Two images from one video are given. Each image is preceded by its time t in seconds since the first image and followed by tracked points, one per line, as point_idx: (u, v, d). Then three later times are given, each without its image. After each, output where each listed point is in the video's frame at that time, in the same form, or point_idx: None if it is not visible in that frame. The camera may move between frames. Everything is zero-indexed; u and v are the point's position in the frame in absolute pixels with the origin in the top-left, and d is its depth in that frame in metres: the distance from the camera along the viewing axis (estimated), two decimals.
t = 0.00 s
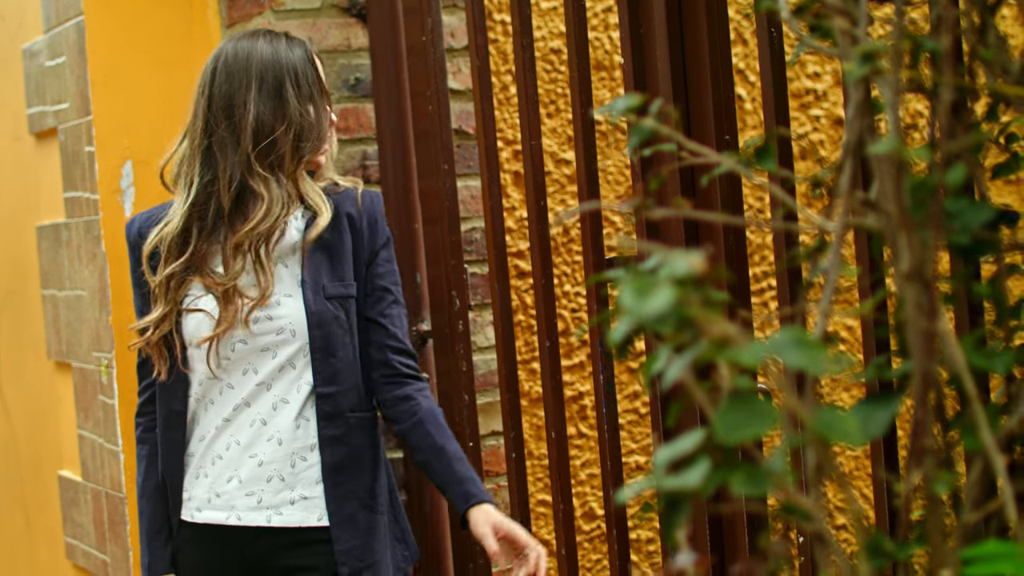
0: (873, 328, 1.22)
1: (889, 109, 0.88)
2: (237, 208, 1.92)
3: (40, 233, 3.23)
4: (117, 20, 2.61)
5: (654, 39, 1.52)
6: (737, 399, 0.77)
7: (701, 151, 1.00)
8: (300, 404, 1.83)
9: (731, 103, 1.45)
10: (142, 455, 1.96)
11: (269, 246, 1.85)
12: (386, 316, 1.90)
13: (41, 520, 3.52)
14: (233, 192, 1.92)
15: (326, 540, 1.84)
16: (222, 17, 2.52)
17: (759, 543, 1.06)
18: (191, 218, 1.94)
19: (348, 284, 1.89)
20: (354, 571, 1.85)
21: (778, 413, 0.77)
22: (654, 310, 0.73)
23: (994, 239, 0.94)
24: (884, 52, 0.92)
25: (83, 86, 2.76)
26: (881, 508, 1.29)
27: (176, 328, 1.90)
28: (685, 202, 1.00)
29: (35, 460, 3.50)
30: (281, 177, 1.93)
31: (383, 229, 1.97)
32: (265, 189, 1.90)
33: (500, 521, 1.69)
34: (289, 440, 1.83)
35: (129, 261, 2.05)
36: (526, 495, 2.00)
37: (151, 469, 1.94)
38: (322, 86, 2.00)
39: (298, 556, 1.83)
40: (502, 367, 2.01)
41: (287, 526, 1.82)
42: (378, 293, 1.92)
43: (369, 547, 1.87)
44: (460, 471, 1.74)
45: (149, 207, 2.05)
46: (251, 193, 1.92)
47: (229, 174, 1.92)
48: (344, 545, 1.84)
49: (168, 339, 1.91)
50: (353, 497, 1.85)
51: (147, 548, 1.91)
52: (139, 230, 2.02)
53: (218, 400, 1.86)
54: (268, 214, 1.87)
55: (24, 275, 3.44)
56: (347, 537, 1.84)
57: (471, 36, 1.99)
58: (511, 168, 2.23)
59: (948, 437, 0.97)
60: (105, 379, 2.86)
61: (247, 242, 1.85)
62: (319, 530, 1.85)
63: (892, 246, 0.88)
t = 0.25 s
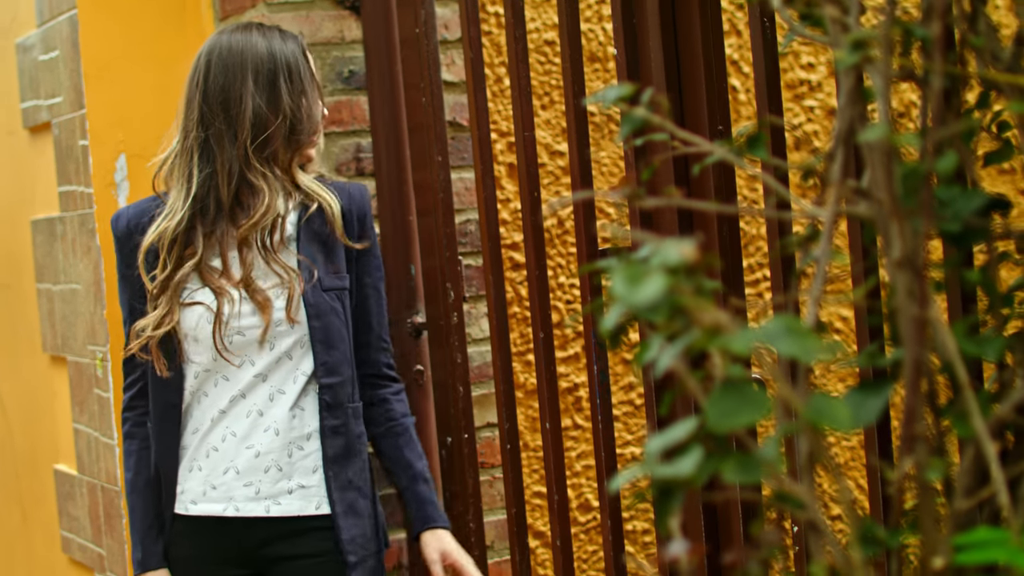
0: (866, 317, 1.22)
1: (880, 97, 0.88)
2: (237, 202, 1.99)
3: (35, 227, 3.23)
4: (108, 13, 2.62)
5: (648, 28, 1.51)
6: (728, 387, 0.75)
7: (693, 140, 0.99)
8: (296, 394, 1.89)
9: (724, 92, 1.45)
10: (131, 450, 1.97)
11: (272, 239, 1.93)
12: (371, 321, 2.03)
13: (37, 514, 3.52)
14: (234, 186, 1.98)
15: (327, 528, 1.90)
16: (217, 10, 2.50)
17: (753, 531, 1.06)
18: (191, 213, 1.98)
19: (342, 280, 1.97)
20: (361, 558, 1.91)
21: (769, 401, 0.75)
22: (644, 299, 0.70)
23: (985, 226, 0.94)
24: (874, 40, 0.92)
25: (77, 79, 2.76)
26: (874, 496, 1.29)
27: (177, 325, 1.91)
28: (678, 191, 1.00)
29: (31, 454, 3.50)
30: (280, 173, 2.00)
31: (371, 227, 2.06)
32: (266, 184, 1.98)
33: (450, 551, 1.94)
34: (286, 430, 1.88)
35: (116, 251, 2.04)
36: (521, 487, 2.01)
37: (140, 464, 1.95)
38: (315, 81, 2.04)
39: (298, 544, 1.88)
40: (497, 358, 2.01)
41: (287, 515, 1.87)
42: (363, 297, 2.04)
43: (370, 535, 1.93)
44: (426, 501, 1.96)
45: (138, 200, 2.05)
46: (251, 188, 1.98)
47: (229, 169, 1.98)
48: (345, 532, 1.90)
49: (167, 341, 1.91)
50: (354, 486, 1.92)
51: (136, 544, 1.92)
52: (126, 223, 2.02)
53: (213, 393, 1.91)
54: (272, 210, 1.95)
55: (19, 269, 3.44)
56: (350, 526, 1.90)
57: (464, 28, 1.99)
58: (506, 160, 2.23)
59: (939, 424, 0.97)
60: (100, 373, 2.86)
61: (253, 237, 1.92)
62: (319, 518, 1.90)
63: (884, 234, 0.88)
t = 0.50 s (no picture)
0: (859, 310, 1.22)
1: (871, 89, 0.88)
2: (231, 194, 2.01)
3: (29, 221, 3.23)
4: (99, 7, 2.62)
5: (642, 21, 1.51)
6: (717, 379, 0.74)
7: (686, 133, 0.99)
8: (292, 386, 1.92)
9: (718, 85, 1.45)
10: (122, 446, 1.97)
11: (269, 231, 1.98)
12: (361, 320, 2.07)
13: (32, 508, 3.52)
14: (229, 179, 2.00)
15: (325, 519, 1.92)
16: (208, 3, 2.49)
17: (745, 523, 1.06)
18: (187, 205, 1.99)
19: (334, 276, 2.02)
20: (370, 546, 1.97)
21: (760, 393, 0.74)
22: (635, 292, 0.69)
23: (975, 218, 0.94)
24: (866, 32, 0.92)
25: (71, 73, 2.76)
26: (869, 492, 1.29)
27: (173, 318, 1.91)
28: (670, 182, 1.00)
29: (26, 448, 3.50)
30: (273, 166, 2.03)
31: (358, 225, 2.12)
32: (259, 176, 2.00)
33: (402, 558, 2.04)
34: (282, 422, 1.90)
35: (104, 245, 2.04)
36: (515, 480, 2.01)
37: (131, 460, 1.96)
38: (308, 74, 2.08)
39: (295, 535, 1.90)
40: (491, 352, 2.01)
41: (284, 507, 1.89)
42: (352, 296, 2.08)
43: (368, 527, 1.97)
44: (389, 506, 2.03)
45: (127, 194, 2.05)
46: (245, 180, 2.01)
47: (224, 162, 2.00)
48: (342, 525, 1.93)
49: (170, 337, 1.93)
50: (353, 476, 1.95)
51: (128, 540, 1.92)
52: (117, 217, 2.01)
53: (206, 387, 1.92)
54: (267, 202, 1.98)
55: (14, 263, 3.44)
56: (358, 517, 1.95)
57: (458, 21, 1.99)
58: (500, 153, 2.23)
59: (931, 417, 0.97)
60: (94, 367, 2.86)
61: (251, 229, 1.95)
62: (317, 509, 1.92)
63: (875, 226, 0.88)
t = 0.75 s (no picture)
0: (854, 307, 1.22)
1: (865, 86, 0.88)
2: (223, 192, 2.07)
3: (25, 219, 3.22)
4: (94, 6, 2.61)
5: (637, 19, 1.51)
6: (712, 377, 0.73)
7: (680, 131, 0.99)
8: (287, 382, 1.99)
9: (713, 83, 1.45)
10: (115, 445, 2.03)
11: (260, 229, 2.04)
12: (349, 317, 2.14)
13: (28, 507, 3.52)
14: (221, 176, 2.06)
15: (321, 514, 2.00)
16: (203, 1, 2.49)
17: (741, 521, 1.06)
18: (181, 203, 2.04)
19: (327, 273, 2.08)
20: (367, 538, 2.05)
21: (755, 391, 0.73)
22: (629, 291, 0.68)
23: (969, 216, 0.95)
24: (859, 29, 0.92)
25: (66, 72, 2.76)
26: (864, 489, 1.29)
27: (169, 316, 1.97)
28: (664, 180, 1.00)
29: (22, 447, 3.50)
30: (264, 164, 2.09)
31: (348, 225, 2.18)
32: (251, 174, 2.06)
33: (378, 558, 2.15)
34: (277, 418, 1.97)
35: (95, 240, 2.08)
36: (511, 478, 2.01)
37: (124, 459, 2.02)
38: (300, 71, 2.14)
39: (291, 530, 1.98)
40: (487, 350, 2.01)
41: (281, 502, 1.97)
42: (343, 292, 2.14)
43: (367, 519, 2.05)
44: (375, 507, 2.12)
45: (120, 191, 2.09)
46: (237, 178, 2.06)
47: (217, 159, 2.06)
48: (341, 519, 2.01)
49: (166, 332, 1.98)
50: (349, 471, 2.02)
51: (124, 539, 1.98)
52: (110, 215, 2.06)
53: (201, 384, 1.99)
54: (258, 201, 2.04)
55: (11, 261, 3.44)
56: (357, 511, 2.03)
57: (453, 18, 1.99)
58: (496, 151, 2.23)
59: (926, 414, 0.97)
60: (89, 365, 2.86)
61: (243, 227, 2.01)
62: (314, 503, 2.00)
63: (868, 223, 0.88)
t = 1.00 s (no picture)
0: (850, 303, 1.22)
1: (860, 82, 0.87)
2: (212, 187, 2.08)
3: (22, 218, 3.22)
4: (93, 10, 2.60)
5: (633, 17, 1.51)
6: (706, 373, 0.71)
7: (677, 128, 0.98)
8: (281, 377, 2.01)
9: (710, 80, 1.45)
10: (111, 441, 2.02)
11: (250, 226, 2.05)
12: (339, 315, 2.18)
13: (25, 504, 3.52)
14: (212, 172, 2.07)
15: (317, 509, 2.02)
16: None
17: (736, 519, 1.06)
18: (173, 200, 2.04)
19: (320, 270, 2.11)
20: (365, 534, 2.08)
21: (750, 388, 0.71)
22: (623, 287, 0.67)
23: (964, 212, 0.94)
24: (854, 26, 0.92)
25: (63, 70, 2.75)
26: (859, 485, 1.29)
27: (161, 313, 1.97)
28: (660, 177, 0.99)
29: (19, 445, 3.50)
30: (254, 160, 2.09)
31: (341, 222, 2.21)
32: (239, 171, 2.07)
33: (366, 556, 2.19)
34: (273, 414, 1.99)
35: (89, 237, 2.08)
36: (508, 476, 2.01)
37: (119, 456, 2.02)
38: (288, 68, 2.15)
39: (287, 526, 2.01)
40: (484, 347, 2.01)
41: (276, 498, 1.99)
42: (335, 290, 2.18)
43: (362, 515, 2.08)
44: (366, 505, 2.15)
45: (114, 187, 2.10)
46: (225, 174, 2.07)
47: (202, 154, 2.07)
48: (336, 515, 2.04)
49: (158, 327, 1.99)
50: (344, 466, 2.05)
51: (122, 535, 1.98)
52: (103, 211, 2.06)
53: (195, 380, 2.01)
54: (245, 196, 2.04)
55: (8, 259, 3.44)
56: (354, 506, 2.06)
57: (450, 16, 1.98)
58: (493, 149, 2.24)
59: (921, 411, 0.97)
60: (87, 363, 2.86)
61: (230, 223, 2.02)
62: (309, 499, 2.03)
63: (863, 220, 0.87)
